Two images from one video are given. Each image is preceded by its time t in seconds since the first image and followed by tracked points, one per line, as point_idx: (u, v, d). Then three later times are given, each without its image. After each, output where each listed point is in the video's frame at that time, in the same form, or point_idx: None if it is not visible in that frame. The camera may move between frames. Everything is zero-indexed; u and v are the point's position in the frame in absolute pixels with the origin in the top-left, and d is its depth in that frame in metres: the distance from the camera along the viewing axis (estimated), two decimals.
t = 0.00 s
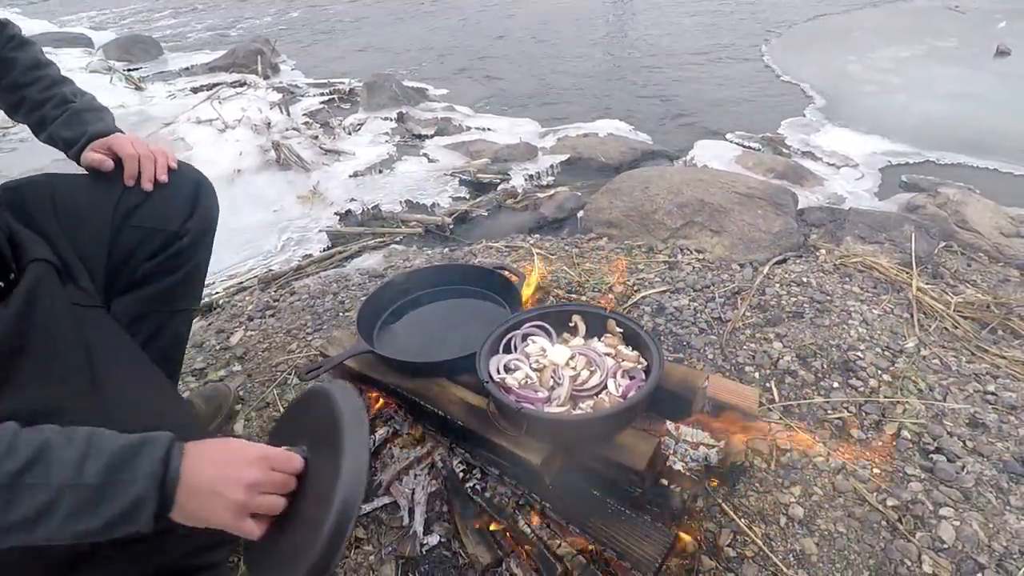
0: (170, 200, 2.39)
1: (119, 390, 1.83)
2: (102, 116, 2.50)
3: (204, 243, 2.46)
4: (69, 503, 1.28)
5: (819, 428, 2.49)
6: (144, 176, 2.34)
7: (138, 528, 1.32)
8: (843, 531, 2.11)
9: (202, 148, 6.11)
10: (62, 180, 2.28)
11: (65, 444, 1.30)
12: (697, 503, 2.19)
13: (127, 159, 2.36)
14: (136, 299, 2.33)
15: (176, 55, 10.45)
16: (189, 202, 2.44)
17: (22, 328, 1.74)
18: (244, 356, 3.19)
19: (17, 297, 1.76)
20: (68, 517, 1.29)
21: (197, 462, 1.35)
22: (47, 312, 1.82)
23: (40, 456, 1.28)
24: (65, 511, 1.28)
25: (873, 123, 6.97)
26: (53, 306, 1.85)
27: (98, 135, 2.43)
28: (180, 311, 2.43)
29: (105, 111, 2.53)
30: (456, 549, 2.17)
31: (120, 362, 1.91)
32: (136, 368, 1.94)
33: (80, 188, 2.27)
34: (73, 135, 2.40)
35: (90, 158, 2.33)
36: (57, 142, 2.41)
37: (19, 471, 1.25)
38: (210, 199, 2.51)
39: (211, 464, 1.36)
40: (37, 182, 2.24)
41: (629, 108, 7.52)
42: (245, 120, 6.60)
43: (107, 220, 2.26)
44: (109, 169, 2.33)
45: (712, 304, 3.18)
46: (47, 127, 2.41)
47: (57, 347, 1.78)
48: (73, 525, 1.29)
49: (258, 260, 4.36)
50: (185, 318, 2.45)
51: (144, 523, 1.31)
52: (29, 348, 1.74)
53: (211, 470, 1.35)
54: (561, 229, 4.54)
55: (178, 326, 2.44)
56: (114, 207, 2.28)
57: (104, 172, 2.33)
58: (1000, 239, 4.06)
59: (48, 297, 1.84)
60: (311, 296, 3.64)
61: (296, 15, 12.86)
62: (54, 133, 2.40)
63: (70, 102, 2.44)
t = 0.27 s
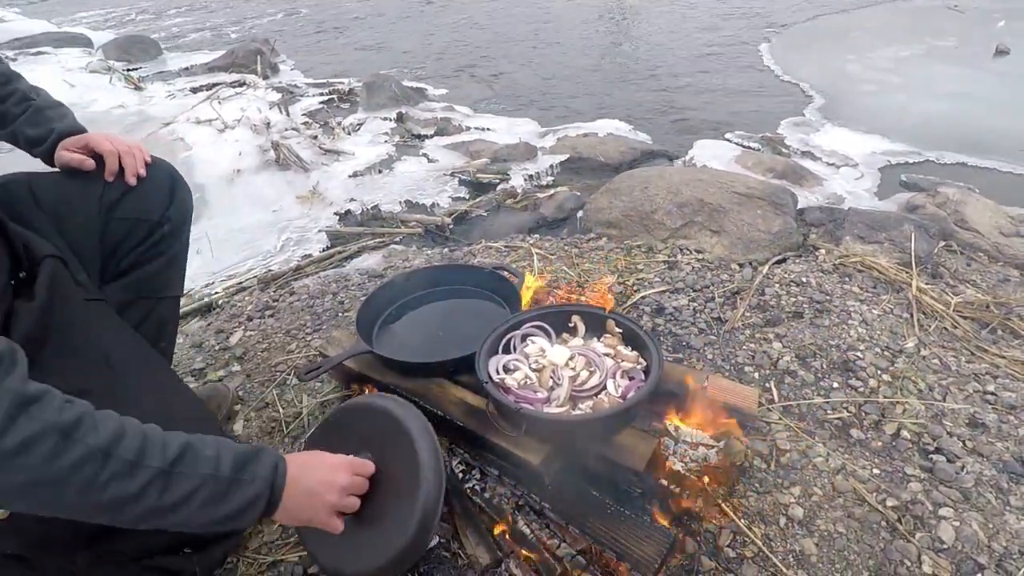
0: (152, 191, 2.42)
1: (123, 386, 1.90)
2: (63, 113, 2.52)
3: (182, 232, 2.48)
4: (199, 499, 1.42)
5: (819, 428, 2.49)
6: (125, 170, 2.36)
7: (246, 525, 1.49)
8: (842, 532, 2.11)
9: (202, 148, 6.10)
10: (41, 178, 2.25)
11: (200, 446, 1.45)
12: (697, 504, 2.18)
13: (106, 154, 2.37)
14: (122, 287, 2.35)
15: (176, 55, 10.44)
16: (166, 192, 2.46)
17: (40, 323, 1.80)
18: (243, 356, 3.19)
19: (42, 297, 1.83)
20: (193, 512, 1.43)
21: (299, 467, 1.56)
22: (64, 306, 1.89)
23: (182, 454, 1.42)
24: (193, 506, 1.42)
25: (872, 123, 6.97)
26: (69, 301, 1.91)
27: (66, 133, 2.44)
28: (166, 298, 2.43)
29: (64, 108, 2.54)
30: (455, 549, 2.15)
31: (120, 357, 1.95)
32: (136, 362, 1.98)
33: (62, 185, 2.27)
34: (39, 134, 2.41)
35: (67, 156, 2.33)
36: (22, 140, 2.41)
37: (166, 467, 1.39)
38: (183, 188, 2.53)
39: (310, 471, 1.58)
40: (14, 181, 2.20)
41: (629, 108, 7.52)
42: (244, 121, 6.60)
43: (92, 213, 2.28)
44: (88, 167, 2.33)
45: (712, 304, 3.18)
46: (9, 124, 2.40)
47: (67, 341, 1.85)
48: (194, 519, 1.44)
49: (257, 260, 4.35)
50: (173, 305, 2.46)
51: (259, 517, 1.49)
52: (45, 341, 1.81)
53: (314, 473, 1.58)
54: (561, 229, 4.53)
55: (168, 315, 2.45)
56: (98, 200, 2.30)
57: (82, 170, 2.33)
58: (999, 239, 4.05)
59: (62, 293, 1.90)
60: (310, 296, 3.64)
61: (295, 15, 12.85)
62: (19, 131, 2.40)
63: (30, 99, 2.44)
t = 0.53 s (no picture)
0: (156, 192, 2.42)
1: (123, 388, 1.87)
2: (65, 111, 2.54)
3: (184, 234, 2.49)
4: (254, 485, 1.43)
5: (820, 429, 2.48)
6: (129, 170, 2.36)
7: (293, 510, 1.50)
8: (843, 533, 2.10)
9: (202, 148, 6.10)
10: (43, 179, 2.25)
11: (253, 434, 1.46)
12: (698, 505, 2.19)
13: (109, 154, 2.37)
14: (123, 288, 2.33)
15: (176, 55, 10.45)
16: (169, 192, 2.47)
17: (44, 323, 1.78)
18: (244, 356, 3.19)
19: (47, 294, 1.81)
20: (248, 498, 1.43)
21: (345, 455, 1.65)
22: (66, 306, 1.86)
23: (239, 440, 1.42)
24: (248, 492, 1.42)
25: (873, 123, 6.97)
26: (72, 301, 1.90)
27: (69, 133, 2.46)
28: (169, 299, 2.43)
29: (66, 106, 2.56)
30: (456, 550, 2.14)
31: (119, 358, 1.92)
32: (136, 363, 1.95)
33: (66, 186, 2.27)
34: (42, 132, 2.43)
35: (70, 156, 2.34)
36: (23, 137, 2.43)
37: (226, 453, 1.39)
38: (185, 189, 2.54)
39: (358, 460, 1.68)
40: (16, 183, 2.19)
41: (629, 108, 7.51)
42: (245, 121, 6.60)
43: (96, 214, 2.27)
44: (92, 166, 2.34)
45: (712, 305, 3.18)
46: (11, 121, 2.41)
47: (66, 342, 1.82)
48: (249, 504, 1.44)
49: (258, 260, 4.35)
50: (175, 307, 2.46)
51: (303, 502, 1.51)
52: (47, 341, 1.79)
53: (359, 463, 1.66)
54: (562, 229, 4.53)
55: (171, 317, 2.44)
56: (101, 200, 2.30)
57: (86, 169, 2.34)
58: (1000, 239, 4.05)
59: (67, 294, 1.89)
60: (311, 296, 3.64)
61: (295, 15, 12.85)
62: (21, 127, 2.41)
63: (34, 96, 2.46)
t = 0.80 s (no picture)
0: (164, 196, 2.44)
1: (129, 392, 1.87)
2: (77, 110, 2.57)
3: (190, 237, 2.51)
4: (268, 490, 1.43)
5: (820, 431, 2.49)
6: (141, 172, 2.38)
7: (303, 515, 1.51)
8: (843, 535, 2.11)
9: (202, 147, 6.10)
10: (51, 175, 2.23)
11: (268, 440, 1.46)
12: (699, 506, 2.19)
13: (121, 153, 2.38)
14: (128, 290, 2.33)
15: (177, 54, 10.45)
16: (177, 198, 2.48)
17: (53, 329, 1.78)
18: (244, 356, 3.19)
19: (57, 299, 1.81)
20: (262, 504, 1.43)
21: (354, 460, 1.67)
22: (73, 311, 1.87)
23: (253, 446, 1.42)
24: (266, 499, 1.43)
25: (873, 125, 6.97)
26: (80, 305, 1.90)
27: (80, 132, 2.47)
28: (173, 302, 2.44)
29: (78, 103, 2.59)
30: (456, 551, 2.14)
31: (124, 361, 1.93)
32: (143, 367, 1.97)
33: (74, 183, 2.26)
34: (52, 129, 2.45)
35: (82, 153, 2.34)
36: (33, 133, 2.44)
37: (241, 459, 1.40)
38: (192, 194, 2.55)
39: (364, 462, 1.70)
40: (19, 176, 2.14)
41: (630, 109, 7.52)
42: (245, 120, 6.60)
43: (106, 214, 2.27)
44: (102, 166, 2.34)
45: (712, 306, 3.18)
46: (22, 117, 2.43)
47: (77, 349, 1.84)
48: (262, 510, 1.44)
49: (258, 260, 4.35)
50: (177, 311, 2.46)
51: (315, 506, 1.51)
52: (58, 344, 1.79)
53: (369, 468, 1.67)
54: (562, 231, 4.53)
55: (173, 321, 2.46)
56: (109, 200, 2.30)
57: (95, 169, 2.34)
58: (1000, 242, 4.05)
59: (74, 297, 1.89)
60: (311, 296, 3.64)
61: (296, 15, 12.85)
62: (31, 124, 2.43)
63: (47, 92, 2.48)
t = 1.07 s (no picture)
0: (174, 202, 2.45)
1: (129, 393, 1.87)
2: (93, 113, 2.52)
3: (201, 245, 2.50)
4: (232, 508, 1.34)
5: (820, 432, 2.49)
6: (150, 179, 2.40)
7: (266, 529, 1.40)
8: (844, 536, 2.11)
9: (202, 150, 6.10)
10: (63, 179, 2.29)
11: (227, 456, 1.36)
12: (699, 507, 2.19)
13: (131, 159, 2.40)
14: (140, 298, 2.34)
15: (176, 57, 10.45)
16: (187, 205, 2.48)
17: (56, 331, 1.81)
18: (243, 359, 3.19)
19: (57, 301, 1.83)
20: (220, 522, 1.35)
21: (320, 471, 1.47)
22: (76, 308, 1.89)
23: (207, 460, 1.33)
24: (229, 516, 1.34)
25: (871, 126, 6.99)
26: (84, 302, 1.93)
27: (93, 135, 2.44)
28: (181, 309, 2.43)
29: (92, 106, 2.54)
30: (456, 555, 2.13)
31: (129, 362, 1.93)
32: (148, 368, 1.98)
33: (84, 187, 2.30)
34: (66, 132, 2.41)
35: (92, 157, 2.36)
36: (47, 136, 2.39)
37: (193, 477, 1.30)
38: (204, 203, 2.54)
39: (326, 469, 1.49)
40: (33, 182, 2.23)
41: (629, 111, 7.53)
42: (245, 123, 6.60)
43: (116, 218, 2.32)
44: (111, 170, 2.35)
45: (712, 308, 3.18)
46: (36, 119, 2.36)
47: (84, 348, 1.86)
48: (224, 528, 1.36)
49: (258, 262, 4.36)
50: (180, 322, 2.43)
51: (279, 519, 1.40)
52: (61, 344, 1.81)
53: (332, 473, 1.49)
54: (561, 233, 4.54)
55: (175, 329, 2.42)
56: (117, 204, 2.33)
57: (104, 172, 2.35)
58: (999, 242, 4.06)
59: (78, 296, 1.91)
60: (311, 299, 3.64)
61: (295, 18, 12.86)
62: (45, 126, 2.37)
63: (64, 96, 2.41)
